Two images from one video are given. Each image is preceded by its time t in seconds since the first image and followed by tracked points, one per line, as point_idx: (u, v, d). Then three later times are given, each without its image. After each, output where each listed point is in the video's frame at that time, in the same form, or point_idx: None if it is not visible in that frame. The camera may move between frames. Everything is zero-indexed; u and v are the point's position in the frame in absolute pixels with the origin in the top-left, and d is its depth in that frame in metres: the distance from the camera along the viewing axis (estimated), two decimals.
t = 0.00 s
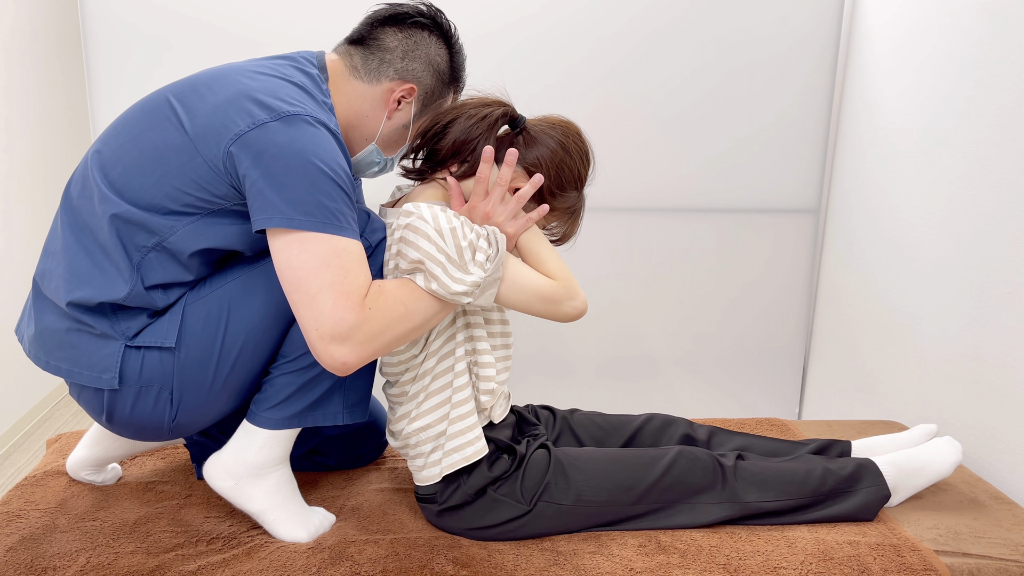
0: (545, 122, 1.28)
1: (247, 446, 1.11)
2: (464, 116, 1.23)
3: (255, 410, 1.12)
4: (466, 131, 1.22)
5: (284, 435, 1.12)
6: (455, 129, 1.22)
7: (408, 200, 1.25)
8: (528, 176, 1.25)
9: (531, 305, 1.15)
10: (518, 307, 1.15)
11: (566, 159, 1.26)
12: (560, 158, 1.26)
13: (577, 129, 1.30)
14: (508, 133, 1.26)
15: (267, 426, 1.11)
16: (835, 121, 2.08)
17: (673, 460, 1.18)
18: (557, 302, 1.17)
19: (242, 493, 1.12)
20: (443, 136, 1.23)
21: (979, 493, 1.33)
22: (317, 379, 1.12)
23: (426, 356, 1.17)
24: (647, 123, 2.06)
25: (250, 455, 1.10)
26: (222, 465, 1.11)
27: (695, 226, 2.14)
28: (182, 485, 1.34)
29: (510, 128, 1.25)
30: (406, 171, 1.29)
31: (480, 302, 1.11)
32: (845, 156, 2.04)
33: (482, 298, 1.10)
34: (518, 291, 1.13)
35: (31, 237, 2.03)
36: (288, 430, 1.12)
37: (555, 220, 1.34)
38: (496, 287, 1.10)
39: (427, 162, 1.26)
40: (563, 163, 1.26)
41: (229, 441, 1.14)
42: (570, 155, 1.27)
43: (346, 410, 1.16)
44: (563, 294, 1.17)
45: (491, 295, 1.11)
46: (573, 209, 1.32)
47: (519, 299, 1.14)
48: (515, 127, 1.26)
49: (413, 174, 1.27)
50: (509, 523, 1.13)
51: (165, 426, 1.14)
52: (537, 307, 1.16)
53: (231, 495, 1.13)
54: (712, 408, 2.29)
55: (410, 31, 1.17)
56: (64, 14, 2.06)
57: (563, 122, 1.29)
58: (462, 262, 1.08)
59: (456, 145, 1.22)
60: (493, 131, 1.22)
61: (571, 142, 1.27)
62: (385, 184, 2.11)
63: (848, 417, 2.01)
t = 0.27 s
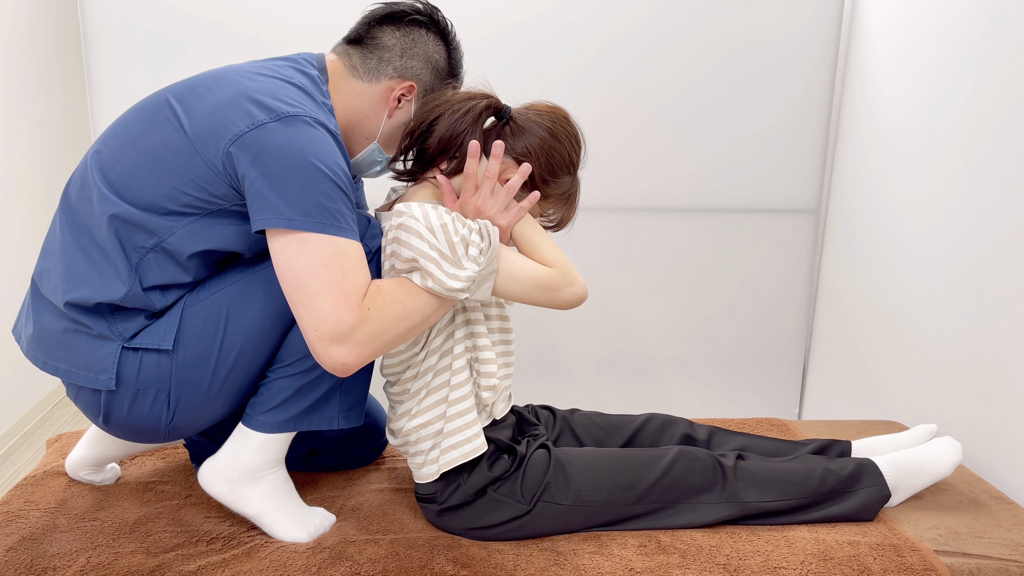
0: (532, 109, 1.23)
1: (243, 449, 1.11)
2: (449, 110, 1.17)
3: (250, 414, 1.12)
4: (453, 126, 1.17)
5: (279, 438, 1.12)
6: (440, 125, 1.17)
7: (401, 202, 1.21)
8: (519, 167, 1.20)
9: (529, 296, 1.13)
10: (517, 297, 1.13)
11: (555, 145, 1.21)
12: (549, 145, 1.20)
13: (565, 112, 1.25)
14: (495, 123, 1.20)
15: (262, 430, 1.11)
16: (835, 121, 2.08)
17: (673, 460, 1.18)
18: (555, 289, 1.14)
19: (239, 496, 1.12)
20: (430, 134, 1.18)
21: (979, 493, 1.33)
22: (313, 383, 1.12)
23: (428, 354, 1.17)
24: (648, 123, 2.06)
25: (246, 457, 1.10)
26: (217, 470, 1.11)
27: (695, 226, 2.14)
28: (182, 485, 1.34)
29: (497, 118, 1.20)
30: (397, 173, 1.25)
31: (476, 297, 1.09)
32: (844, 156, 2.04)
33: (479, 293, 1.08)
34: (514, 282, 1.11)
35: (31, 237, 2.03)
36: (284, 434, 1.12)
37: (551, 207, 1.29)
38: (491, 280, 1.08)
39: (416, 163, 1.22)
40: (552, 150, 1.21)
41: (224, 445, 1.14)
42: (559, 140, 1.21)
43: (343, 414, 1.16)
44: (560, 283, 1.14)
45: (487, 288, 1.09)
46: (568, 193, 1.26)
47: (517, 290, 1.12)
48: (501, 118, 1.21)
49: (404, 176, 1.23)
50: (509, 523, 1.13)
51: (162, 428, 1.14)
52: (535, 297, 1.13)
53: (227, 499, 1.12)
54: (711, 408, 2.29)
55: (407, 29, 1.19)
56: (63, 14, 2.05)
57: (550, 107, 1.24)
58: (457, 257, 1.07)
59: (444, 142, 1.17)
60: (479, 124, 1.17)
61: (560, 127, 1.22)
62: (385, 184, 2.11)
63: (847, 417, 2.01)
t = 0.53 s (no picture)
0: (528, 104, 1.22)
1: (240, 451, 1.11)
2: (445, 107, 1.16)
3: (248, 416, 1.12)
4: (449, 123, 1.16)
5: (277, 441, 1.12)
6: (437, 123, 1.16)
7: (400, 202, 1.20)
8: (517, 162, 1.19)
9: (530, 290, 1.12)
10: (518, 293, 1.12)
11: (553, 138, 1.20)
12: (547, 139, 1.20)
13: (562, 106, 1.24)
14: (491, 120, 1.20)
15: (260, 432, 1.11)
16: (835, 121, 2.08)
17: (674, 460, 1.18)
18: (555, 283, 1.13)
19: (236, 499, 1.12)
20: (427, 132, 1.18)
21: (979, 493, 1.33)
22: (312, 386, 1.12)
23: (430, 353, 1.17)
24: (648, 123, 2.06)
25: (243, 460, 1.10)
26: (214, 473, 1.11)
27: (695, 226, 2.14)
28: (182, 485, 1.34)
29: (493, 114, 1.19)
30: (396, 173, 1.24)
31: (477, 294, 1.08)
32: (845, 156, 2.04)
33: (479, 290, 1.07)
34: (514, 278, 1.11)
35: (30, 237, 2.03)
36: (282, 437, 1.12)
37: (551, 201, 1.27)
38: (491, 275, 1.08)
39: (414, 162, 1.21)
40: (550, 143, 1.20)
41: (221, 447, 1.13)
42: (557, 132, 1.21)
43: (341, 417, 1.16)
44: (560, 276, 1.14)
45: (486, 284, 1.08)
46: (568, 187, 1.25)
47: (517, 286, 1.12)
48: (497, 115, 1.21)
49: (403, 176, 1.23)
50: (509, 524, 1.13)
51: (161, 429, 1.14)
52: (535, 292, 1.13)
53: (225, 502, 1.12)
54: (711, 408, 2.29)
55: (412, 34, 1.20)
56: (62, 13, 2.05)
57: (547, 102, 1.23)
58: (457, 255, 1.06)
59: (441, 140, 1.17)
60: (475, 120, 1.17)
61: (557, 120, 1.21)
62: (385, 184, 2.11)
63: (847, 416, 2.01)
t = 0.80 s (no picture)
0: (522, 99, 1.21)
1: (240, 451, 1.11)
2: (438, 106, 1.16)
3: (248, 416, 1.12)
4: (443, 121, 1.16)
5: (276, 441, 1.12)
6: (430, 122, 1.16)
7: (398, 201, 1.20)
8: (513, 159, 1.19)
9: (525, 284, 1.11)
10: (514, 288, 1.11)
11: (548, 132, 1.20)
12: (542, 134, 1.19)
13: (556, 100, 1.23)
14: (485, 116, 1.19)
15: (260, 432, 1.11)
16: (835, 121, 2.08)
17: (674, 460, 1.18)
18: (551, 276, 1.12)
19: (236, 499, 1.12)
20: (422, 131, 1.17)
21: (979, 493, 1.33)
22: (312, 386, 1.12)
23: (430, 350, 1.17)
24: (648, 123, 2.06)
25: (243, 460, 1.10)
26: (214, 473, 1.11)
27: (695, 226, 2.14)
28: (182, 485, 1.33)
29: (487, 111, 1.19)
30: (394, 173, 1.25)
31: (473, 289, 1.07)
32: (844, 156, 2.04)
33: (476, 285, 1.07)
34: (509, 273, 1.10)
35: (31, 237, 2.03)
36: (282, 436, 1.12)
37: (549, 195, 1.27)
38: (487, 270, 1.07)
39: (411, 161, 1.21)
40: (546, 138, 1.20)
41: (222, 447, 1.13)
42: (552, 127, 1.20)
43: (341, 417, 1.16)
44: (557, 271, 1.13)
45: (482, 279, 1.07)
46: (563, 180, 1.25)
47: (513, 281, 1.10)
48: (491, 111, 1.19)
49: (400, 175, 1.23)
50: (509, 523, 1.13)
51: (162, 429, 1.14)
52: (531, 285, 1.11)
53: (225, 502, 1.12)
54: (711, 408, 2.29)
55: (410, 35, 1.20)
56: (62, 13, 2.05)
57: (541, 96, 1.22)
58: (452, 251, 1.06)
59: (436, 138, 1.17)
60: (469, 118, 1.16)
61: (552, 115, 1.21)
62: (384, 184, 2.11)
63: (847, 417, 2.01)
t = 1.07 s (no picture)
0: (520, 98, 1.21)
1: (240, 450, 1.11)
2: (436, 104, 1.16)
3: (249, 415, 1.12)
4: (440, 120, 1.16)
5: (277, 440, 1.12)
6: (428, 120, 1.16)
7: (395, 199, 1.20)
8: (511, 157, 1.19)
9: (520, 280, 1.10)
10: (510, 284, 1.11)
11: (546, 131, 1.20)
12: (540, 133, 1.19)
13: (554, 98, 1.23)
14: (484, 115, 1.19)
15: (261, 430, 1.11)
16: (835, 121, 2.08)
17: (674, 460, 1.18)
18: (547, 272, 1.11)
19: (236, 499, 1.12)
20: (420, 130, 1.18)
21: (979, 493, 1.33)
22: (312, 385, 1.12)
23: (428, 348, 1.17)
24: (648, 123, 2.06)
25: (243, 459, 1.10)
26: (214, 472, 1.11)
27: (695, 226, 2.14)
28: (182, 485, 1.33)
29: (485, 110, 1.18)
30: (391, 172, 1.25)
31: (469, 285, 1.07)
32: (844, 156, 2.04)
33: (471, 281, 1.06)
34: (503, 269, 1.09)
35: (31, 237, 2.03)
36: (283, 435, 1.12)
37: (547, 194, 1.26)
38: (482, 266, 1.06)
39: (409, 160, 1.21)
40: (544, 136, 1.19)
41: (222, 446, 1.14)
42: (550, 125, 1.20)
43: (342, 416, 1.16)
44: (554, 267, 1.12)
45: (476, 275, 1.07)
46: (562, 178, 1.25)
47: (509, 276, 1.10)
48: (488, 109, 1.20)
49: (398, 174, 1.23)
50: (509, 523, 1.14)
51: (163, 428, 1.14)
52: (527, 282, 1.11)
53: (225, 502, 1.13)
54: (711, 408, 2.28)
55: (408, 33, 1.21)
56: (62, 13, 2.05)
57: (540, 94, 1.22)
58: (447, 248, 1.06)
59: (434, 137, 1.17)
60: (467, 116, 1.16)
61: (550, 113, 1.20)
62: (384, 183, 2.11)
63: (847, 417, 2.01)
